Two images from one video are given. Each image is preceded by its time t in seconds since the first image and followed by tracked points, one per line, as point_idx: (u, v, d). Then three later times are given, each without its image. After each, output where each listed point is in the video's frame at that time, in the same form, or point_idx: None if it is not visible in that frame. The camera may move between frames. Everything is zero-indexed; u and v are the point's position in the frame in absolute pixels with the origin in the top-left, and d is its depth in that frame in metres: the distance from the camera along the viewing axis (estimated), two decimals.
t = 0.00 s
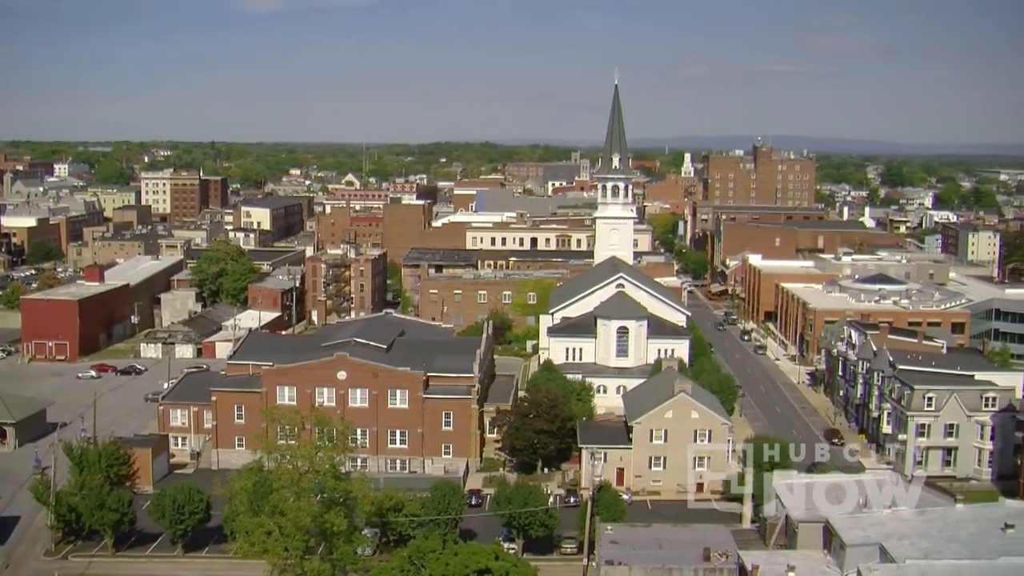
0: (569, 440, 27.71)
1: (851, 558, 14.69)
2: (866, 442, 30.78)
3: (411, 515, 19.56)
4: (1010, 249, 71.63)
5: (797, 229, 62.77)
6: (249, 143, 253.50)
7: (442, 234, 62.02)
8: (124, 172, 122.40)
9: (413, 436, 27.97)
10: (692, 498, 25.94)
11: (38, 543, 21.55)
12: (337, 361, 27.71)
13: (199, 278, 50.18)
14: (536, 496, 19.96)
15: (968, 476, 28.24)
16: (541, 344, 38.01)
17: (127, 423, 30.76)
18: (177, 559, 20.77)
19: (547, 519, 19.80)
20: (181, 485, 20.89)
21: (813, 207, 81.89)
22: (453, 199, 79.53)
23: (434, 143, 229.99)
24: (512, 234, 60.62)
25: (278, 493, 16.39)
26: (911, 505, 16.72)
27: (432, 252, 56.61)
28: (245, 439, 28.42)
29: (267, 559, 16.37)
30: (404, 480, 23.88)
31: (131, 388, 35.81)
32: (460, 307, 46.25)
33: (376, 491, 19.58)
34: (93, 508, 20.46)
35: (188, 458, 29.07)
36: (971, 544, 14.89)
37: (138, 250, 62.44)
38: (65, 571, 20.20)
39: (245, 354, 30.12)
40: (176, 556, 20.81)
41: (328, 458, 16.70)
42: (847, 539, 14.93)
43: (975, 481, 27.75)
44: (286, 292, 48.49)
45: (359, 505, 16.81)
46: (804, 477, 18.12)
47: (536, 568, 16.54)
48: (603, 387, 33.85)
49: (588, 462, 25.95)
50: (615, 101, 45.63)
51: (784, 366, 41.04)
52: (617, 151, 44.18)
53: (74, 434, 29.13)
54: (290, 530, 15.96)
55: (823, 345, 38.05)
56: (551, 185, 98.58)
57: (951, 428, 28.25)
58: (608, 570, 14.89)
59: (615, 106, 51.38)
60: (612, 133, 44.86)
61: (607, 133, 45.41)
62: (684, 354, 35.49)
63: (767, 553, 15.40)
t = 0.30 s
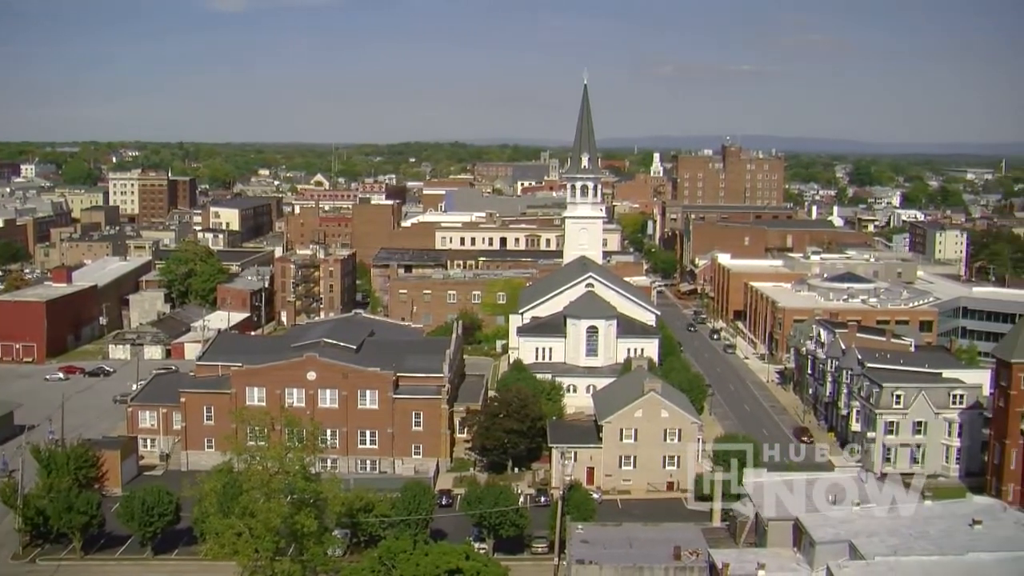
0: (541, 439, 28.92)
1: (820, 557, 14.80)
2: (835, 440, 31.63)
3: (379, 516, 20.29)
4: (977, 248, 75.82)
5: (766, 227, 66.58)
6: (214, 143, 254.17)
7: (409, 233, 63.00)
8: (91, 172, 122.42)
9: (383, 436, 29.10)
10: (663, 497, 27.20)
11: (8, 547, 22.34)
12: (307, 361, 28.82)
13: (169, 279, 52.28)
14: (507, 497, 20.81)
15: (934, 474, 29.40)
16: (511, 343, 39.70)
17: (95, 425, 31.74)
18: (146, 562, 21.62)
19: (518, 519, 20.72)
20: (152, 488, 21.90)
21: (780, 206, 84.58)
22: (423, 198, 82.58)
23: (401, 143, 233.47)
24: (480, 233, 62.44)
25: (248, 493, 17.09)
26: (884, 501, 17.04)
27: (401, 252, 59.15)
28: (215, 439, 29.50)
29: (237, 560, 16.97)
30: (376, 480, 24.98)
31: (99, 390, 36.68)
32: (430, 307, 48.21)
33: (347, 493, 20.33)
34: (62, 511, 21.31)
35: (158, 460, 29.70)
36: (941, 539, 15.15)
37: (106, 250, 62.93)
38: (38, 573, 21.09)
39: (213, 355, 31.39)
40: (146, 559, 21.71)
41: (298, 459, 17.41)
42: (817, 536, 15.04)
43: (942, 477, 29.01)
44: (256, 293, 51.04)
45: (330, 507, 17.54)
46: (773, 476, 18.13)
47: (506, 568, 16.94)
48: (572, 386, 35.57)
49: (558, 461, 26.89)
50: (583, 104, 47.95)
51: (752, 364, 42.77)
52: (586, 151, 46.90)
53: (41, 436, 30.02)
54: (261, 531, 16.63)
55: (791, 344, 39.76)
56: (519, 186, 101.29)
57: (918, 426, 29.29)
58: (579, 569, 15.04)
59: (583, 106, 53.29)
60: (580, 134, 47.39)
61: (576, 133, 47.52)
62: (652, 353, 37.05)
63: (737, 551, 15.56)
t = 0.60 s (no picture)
0: (508, 439, 30.65)
1: (789, 555, 14.91)
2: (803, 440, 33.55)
3: (349, 517, 21.79)
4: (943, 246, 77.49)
5: (735, 227, 70.41)
6: (181, 142, 255.08)
7: (374, 234, 67.19)
8: (57, 172, 122.65)
9: (350, 436, 30.62)
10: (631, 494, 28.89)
11: None
12: (274, 362, 30.36)
13: (136, 280, 53.52)
14: (477, 497, 22.43)
15: (901, 469, 31.18)
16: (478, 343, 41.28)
17: (61, 427, 33.19)
18: (115, 564, 22.59)
19: (487, 519, 22.36)
20: (119, 490, 22.89)
21: (749, 205, 86.76)
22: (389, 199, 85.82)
23: (369, 144, 237.36)
24: (449, 233, 66.16)
25: (217, 495, 18.13)
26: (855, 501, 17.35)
27: (368, 252, 61.50)
28: (181, 441, 30.94)
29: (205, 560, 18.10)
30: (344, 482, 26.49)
31: (66, 391, 37.86)
32: (398, 307, 50.59)
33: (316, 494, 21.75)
34: (28, 514, 21.95)
35: (124, 461, 31.42)
36: (907, 537, 15.35)
37: (72, 251, 64.49)
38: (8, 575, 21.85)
39: (180, 358, 32.71)
40: (113, 561, 22.67)
41: (265, 460, 18.50)
42: (784, 533, 15.22)
43: (909, 473, 30.67)
44: (224, 293, 51.80)
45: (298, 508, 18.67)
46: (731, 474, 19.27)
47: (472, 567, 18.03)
48: (542, 385, 37.05)
49: (527, 460, 29.08)
50: (551, 105, 49.04)
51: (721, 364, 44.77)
52: (554, 150, 48.05)
53: (8, 438, 31.93)
54: (229, 532, 17.72)
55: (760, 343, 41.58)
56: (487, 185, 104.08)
57: (885, 423, 31.06)
58: (548, 567, 15.67)
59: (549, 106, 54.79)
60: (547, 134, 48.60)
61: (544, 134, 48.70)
62: (620, 352, 38.93)
63: (705, 550, 15.85)
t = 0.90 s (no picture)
0: (480, 438, 31.24)
1: (761, 553, 15.11)
2: (776, 438, 33.68)
3: (322, 518, 22.40)
4: (911, 244, 78.42)
5: (705, 226, 71.30)
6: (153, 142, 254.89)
7: (346, 234, 68.24)
8: (25, 173, 122.21)
9: (321, 437, 31.26)
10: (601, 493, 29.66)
11: None
12: (245, 364, 30.95)
13: (106, 281, 53.78)
14: (448, 498, 23.09)
15: (872, 467, 31.59)
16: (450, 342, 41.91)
17: (32, 429, 33.56)
18: (85, 567, 23.26)
19: (459, 519, 23.04)
20: (90, 493, 23.53)
21: (719, 204, 87.85)
22: (361, 199, 86.75)
23: (341, 144, 239.08)
24: (420, 234, 68.31)
25: (188, 497, 18.49)
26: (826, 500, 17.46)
27: (340, 252, 62.38)
28: (152, 443, 31.37)
29: (177, 563, 18.46)
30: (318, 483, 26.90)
31: (35, 394, 38.11)
32: (368, 307, 51.01)
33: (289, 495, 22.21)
34: None
35: (95, 464, 31.64)
36: (878, 534, 15.46)
37: (42, 252, 64.59)
38: None
39: (151, 358, 32.90)
40: (83, 564, 23.34)
41: (236, 462, 19.09)
42: (756, 531, 15.41)
43: (880, 471, 31.12)
44: (194, 294, 52.04)
45: (268, 510, 19.37)
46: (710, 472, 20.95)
47: (442, 566, 18.88)
48: (512, 385, 38.05)
49: (500, 460, 29.54)
50: (522, 105, 49.65)
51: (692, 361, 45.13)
52: (525, 151, 49.16)
53: None
54: (200, 535, 18.12)
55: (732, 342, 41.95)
56: (458, 185, 105.19)
57: (856, 421, 31.44)
58: (523, 568, 17.29)
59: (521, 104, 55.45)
60: (519, 134, 49.28)
61: (515, 133, 49.28)
62: (590, 351, 40.00)
63: (678, 548, 16.06)
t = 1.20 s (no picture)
0: (453, 439, 31.38)
1: (734, 550, 15.29)
2: (749, 437, 33.97)
3: (296, 519, 22.80)
4: (883, 243, 78.99)
5: (678, 225, 71.77)
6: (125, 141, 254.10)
7: (319, 234, 68.58)
8: None
9: (295, 437, 31.38)
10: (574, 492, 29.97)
11: None
12: (217, 364, 31.02)
13: (77, 282, 54.14)
14: (421, 498, 23.38)
15: (843, 465, 31.92)
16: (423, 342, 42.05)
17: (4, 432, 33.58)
18: (57, 570, 23.36)
19: (432, 519, 23.41)
20: (60, 496, 23.60)
21: (691, 204, 88.45)
22: (333, 199, 87.01)
23: (314, 144, 239.35)
24: (393, 234, 68.52)
25: (161, 498, 18.84)
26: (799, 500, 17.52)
27: (312, 252, 62.58)
28: (125, 444, 31.50)
29: (149, 564, 18.86)
30: (292, 484, 27.02)
31: (5, 395, 38.09)
32: (341, 307, 51.42)
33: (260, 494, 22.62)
34: None
35: (66, 466, 31.71)
36: (850, 531, 15.59)
37: (14, 253, 64.34)
38: None
39: (124, 359, 32.87)
40: (55, 567, 23.43)
41: (210, 464, 19.40)
42: (729, 530, 15.58)
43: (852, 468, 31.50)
44: (166, 295, 52.39)
45: (240, 511, 19.76)
46: (696, 469, 21.58)
47: (417, 567, 19.27)
48: (485, 385, 38.13)
49: (474, 460, 29.76)
50: (495, 105, 49.86)
51: (665, 361, 45.47)
52: (497, 150, 49.12)
53: None
54: (172, 537, 18.55)
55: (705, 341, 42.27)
56: (431, 185, 105.48)
57: (828, 419, 31.75)
58: (495, 568, 18.30)
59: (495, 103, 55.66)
60: (491, 134, 49.36)
61: (488, 134, 49.40)
62: (564, 351, 40.22)
63: (651, 547, 16.41)
